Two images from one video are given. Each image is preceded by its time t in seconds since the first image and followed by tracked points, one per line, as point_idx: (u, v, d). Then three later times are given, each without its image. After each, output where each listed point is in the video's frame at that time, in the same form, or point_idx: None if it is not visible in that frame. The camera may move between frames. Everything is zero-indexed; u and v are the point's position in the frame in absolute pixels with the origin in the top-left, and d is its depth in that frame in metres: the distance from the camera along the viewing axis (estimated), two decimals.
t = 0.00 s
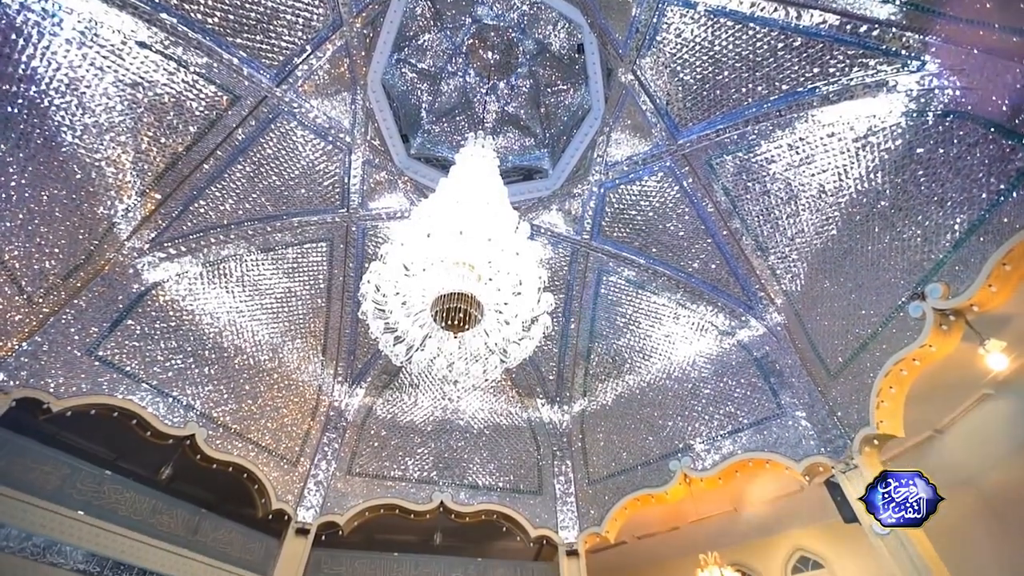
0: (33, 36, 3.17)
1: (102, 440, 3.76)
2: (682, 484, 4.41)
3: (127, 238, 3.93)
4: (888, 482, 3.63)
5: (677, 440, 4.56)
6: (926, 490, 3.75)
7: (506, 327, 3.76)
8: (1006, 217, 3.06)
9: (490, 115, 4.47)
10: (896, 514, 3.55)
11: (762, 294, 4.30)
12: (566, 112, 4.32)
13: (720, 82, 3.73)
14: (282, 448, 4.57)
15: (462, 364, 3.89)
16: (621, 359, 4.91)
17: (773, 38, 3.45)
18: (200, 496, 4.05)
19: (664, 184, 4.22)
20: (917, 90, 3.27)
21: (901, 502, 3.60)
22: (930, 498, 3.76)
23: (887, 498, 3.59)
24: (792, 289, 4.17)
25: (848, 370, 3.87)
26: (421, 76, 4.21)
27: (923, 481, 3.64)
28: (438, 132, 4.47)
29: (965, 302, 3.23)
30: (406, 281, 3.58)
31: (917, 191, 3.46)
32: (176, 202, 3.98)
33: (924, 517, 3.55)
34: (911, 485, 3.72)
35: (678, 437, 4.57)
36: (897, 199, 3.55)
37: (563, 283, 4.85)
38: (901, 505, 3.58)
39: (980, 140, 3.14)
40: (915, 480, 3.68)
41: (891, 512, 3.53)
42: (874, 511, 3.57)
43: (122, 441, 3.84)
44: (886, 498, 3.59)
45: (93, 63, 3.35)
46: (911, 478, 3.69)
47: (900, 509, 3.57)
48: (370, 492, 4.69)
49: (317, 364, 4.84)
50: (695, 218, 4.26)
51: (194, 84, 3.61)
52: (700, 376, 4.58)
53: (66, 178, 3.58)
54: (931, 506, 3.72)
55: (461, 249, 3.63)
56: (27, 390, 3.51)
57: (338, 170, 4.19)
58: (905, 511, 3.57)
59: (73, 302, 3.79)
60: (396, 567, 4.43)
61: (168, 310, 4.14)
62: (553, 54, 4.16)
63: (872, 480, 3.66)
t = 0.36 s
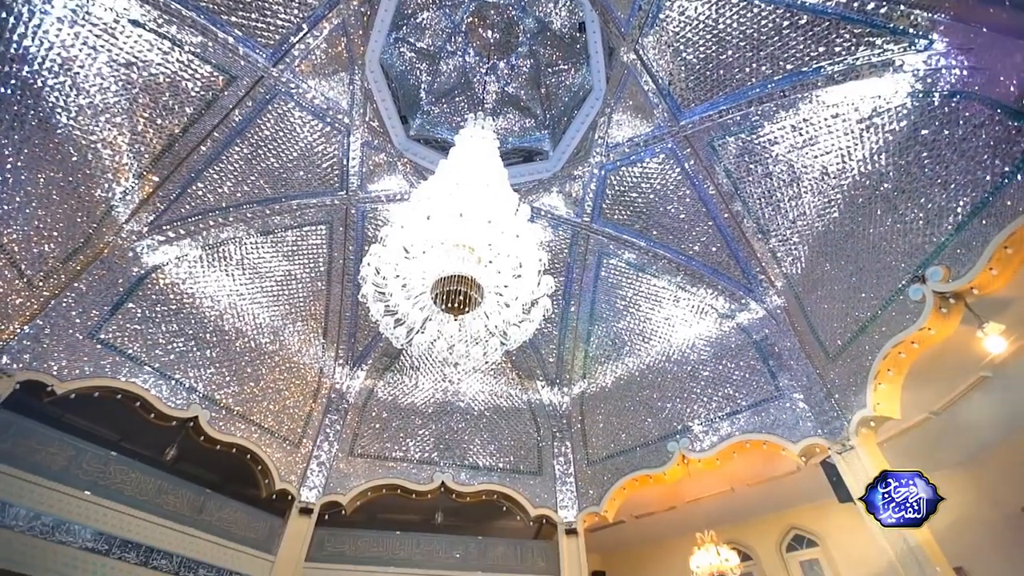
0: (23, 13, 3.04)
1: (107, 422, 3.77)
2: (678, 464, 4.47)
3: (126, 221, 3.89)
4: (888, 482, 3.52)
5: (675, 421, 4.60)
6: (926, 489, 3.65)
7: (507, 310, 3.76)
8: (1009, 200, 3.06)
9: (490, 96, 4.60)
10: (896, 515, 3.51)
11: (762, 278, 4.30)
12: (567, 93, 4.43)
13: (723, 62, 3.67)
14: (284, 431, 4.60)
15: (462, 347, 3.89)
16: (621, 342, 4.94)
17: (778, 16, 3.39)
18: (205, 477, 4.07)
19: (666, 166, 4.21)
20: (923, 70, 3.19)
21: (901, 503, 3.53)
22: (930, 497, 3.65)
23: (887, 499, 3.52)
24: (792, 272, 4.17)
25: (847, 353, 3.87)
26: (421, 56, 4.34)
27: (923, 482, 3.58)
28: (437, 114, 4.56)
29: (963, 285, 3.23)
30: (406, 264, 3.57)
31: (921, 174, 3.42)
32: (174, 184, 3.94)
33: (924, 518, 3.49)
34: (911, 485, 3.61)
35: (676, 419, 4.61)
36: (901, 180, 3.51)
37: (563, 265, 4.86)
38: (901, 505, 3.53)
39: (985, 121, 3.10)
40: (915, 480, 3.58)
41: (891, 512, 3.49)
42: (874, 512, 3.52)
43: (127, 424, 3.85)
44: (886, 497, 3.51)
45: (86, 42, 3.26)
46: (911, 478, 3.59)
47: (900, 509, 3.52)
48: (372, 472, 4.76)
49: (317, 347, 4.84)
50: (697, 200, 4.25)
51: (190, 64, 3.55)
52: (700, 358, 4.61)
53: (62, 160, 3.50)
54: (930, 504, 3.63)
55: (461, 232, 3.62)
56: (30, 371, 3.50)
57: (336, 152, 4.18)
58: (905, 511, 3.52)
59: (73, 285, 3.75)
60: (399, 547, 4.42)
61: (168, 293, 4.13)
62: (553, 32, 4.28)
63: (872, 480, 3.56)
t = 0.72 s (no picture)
0: None
1: (109, 403, 3.76)
2: (677, 446, 4.48)
3: (123, 204, 3.85)
4: (887, 482, 3.37)
5: (675, 403, 4.62)
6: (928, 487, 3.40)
7: (507, 292, 3.75)
8: (1013, 182, 2.97)
9: (490, 76, 4.61)
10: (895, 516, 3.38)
11: (762, 261, 4.30)
12: (569, 74, 4.41)
13: (727, 41, 3.61)
14: (287, 412, 4.62)
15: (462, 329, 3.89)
16: (621, 325, 5.00)
17: None
18: (210, 458, 4.11)
19: (667, 147, 4.18)
20: (931, 49, 3.10)
21: (901, 502, 3.36)
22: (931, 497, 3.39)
23: (886, 498, 3.37)
24: (793, 255, 4.16)
25: (846, 335, 3.85)
26: (419, 35, 4.33)
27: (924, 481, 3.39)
28: (436, 95, 4.58)
29: (964, 268, 3.17)
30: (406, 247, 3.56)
31: (926, 155, 3.34)
32: (171, 166, 3.90)
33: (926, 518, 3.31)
34: (912, 485, 3.38)
35: (675, 401, 4.63)
36: (905, 163, 3.44)
37: (563, 248, 4.92)
38: (901, 505, 3.36)
39: (992, 103, 2.98)
40: (916, 479, 3.37)
41: (891, 512, 3.35)
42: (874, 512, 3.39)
43: (130, 406, 3.85)
44: (886, 498, 3.37)
45: (78, 21, 3.19)
46: (913, 478, 3.35)
47: (900, 510, 3.36)
48: (374, 453, 4.78)
49: (318, 330, 4.91)
50: (698, 182, 4.24)
51: (184, 43, 3.49)
52: (700, 341, 4.63)
53: (57, 142, 3.44)
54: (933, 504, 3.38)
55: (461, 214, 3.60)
56: (33, 355, 3.45)
57: (335, 134, 4.17)
58: (905, 511, 3.36)
59: (74, 269, 3.71)
60: (400, 525, 4.50)
61: (168, 276, 4.12)
62: (554, 11, 4.26)
63: (871, 479, 3.43)
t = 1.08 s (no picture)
0: None
1: (111, 385, 3.78)
2: (677, 427, 4.51)
3: (120, 185, 3.82)
4: (886, 482, 3.35)
5: (674, 385, 4.65)
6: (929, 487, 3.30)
7: (507, 275, 3.74)
8: (1018, 161, 2.90)
9: (491, 55, 4.59)
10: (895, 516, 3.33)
11: (762, 244, 4.30)
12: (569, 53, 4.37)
13: (732, 18, 3.56)
14: (289, 394, 4.64)
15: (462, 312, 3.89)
16: (621, 307, 5.05)
17: None
18: (213, 440, 4.14)
19: (669, 128, 4.14)
20: (939, 27, 3.04)
21: (901, 502, 3.30)
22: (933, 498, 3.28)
23: (887, 499, 3.34)
24: (794, 237, 4.14)
25: (845, 318, 3.85)
26: (417, 13, 4.31)
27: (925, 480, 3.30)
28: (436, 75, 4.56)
29: (965, 251, 3.10)
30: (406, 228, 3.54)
31: (931, 136, 3.28)
32: (167, 148, 3.86)
33: (925, 518, 3.23)
34: (913, 484, 3.31)
35: (674, 382, 4.66)
36: (909, 144, 3.39)
37: (563, 230, 4.93)
38: (902, 506, 3.31)
39: (1002, 81, 2.94)
40: (917, 478, 3.29)
41: (891, 513, 3.31)
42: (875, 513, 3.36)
43: (131, 388, 3.86)
44: (885, 498, 3.33)
45: None
46: (913, 477, 3.28)
47: (901, 510, 3.32)
48: (375, 434, 4.82)
49: (319, 313, 4.93)
50: (700, 163, 4.21)
51: (178, 22, 3.42)
52: (700, 324, 4.65)
53: (52, 123, 3.39)
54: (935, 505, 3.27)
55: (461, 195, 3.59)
56: (35, 338, 3.46)
57: (333, 114, 4.12)
58: (906, 512, 3.30)
59: (73, 251, 3.70)
60: (402, 505, 4.57)
61: (168, 259, 4.11)
62: None
63: (871, 480, 3.41)
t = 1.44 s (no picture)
0: None
1: (115, 367, 3.96)
2: (676, 409, 4.53)
3: (117, 167, 3.78)
4: (886, 482, 3.33)
5: (673, 366, 4.66)
6: (929, 487, 3.23)
7: (508, 257, 3.72)
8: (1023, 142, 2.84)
9: (490, 34, 4.54)
10: (895, 516, 3.29)
11: (763, 226, 4.30)
12: (569, 31, 4.38)
13: None
14: (290, 376, 4.66)
15: (463, 294, 3.87)
16: (621, 289, 5.11)
17: None
18: (216, 420, 4.28)
19: (671, 108, 4.10)
20: (947, 5, 2.98)
21: (900, 502, 3.26)
22: (932, 498, 3.21)
23: (887, 499, 3.31)
24: (796, 220, 4.12)
25: (845, 301, 3.84)
26: None
27: (925, 480, 3.25)
28: (435, 55, 4.52)
29: (967, 233, 3.08)
30: (405, 211, 3.51)
31: (937, 117, 3.21)
32: (164, 130, 3.82)
33: (925, 518, 3.18)
34: (913, 484, 3.26)
35: (674, 364, 4.67)
36: (914, 125, 3.32)
37: (563, 212, 4.95)
38: (901, 506, 3.27)
39: (1013, 60, 2.85)
40: (917, 478, 3.24)
41: (891, 513, 3.27)
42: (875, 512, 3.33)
43: (134, 370, 4.05)
44: (885, 498, 3.30)
45: None
46: (912, 477, 3.24)
47: (901, 510, 3.27)
48: (377, 415, 4.85)
49: (319, 295, 4.96)
50: (701, 142, 4.17)
51: None
52: (700, 306, 4.66)
53: (45, 103, 3.32)
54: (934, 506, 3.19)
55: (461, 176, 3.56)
56: (37, 320, 3.41)
57: (330, 95, 4.09)
58: (906, 512, 3.25)
59: (72, 235, 3.64)
60: (404, 484, 4.66)
61: (168, 241, 4.09)
62: None
63: (872, 480, 3.40)
